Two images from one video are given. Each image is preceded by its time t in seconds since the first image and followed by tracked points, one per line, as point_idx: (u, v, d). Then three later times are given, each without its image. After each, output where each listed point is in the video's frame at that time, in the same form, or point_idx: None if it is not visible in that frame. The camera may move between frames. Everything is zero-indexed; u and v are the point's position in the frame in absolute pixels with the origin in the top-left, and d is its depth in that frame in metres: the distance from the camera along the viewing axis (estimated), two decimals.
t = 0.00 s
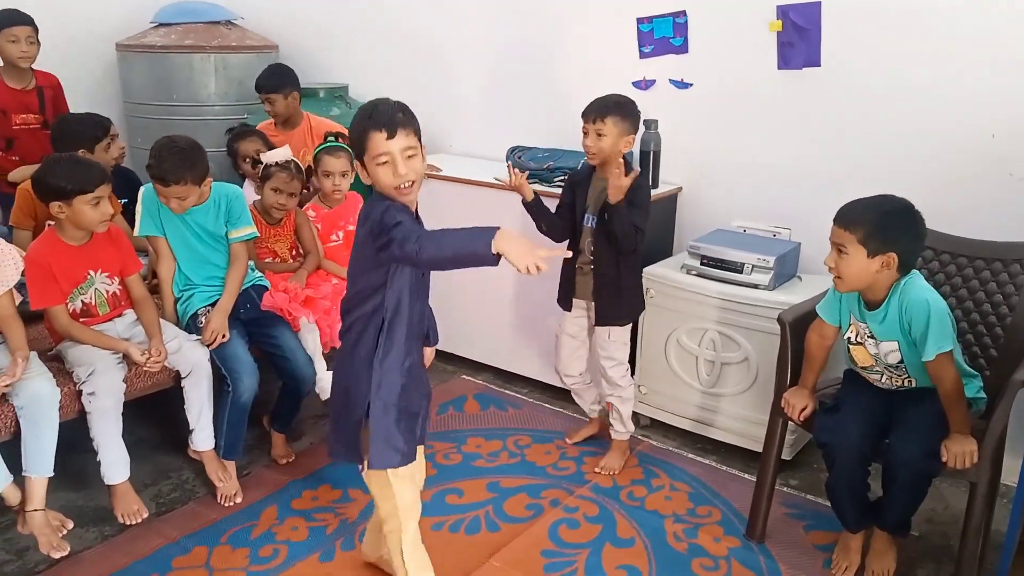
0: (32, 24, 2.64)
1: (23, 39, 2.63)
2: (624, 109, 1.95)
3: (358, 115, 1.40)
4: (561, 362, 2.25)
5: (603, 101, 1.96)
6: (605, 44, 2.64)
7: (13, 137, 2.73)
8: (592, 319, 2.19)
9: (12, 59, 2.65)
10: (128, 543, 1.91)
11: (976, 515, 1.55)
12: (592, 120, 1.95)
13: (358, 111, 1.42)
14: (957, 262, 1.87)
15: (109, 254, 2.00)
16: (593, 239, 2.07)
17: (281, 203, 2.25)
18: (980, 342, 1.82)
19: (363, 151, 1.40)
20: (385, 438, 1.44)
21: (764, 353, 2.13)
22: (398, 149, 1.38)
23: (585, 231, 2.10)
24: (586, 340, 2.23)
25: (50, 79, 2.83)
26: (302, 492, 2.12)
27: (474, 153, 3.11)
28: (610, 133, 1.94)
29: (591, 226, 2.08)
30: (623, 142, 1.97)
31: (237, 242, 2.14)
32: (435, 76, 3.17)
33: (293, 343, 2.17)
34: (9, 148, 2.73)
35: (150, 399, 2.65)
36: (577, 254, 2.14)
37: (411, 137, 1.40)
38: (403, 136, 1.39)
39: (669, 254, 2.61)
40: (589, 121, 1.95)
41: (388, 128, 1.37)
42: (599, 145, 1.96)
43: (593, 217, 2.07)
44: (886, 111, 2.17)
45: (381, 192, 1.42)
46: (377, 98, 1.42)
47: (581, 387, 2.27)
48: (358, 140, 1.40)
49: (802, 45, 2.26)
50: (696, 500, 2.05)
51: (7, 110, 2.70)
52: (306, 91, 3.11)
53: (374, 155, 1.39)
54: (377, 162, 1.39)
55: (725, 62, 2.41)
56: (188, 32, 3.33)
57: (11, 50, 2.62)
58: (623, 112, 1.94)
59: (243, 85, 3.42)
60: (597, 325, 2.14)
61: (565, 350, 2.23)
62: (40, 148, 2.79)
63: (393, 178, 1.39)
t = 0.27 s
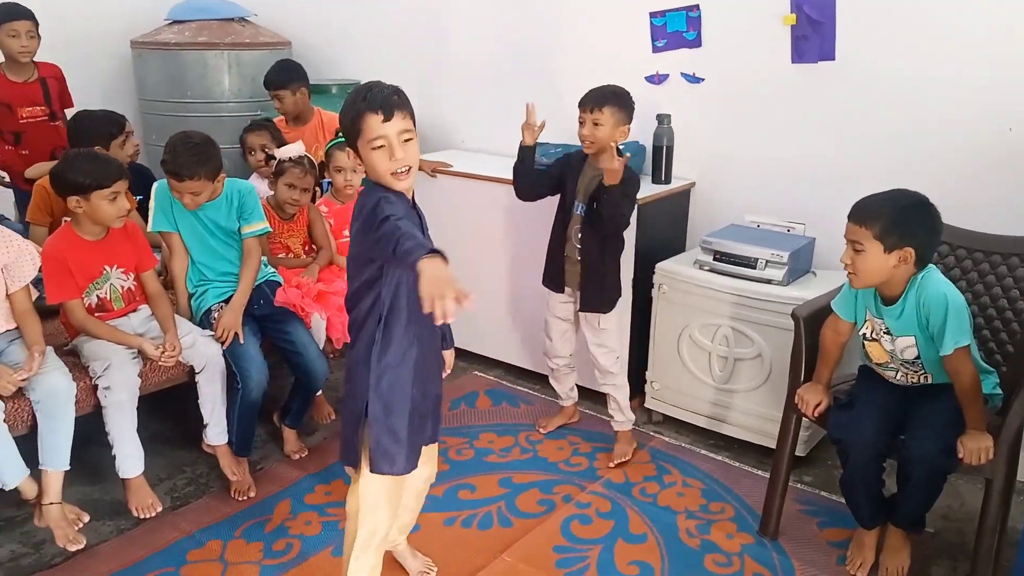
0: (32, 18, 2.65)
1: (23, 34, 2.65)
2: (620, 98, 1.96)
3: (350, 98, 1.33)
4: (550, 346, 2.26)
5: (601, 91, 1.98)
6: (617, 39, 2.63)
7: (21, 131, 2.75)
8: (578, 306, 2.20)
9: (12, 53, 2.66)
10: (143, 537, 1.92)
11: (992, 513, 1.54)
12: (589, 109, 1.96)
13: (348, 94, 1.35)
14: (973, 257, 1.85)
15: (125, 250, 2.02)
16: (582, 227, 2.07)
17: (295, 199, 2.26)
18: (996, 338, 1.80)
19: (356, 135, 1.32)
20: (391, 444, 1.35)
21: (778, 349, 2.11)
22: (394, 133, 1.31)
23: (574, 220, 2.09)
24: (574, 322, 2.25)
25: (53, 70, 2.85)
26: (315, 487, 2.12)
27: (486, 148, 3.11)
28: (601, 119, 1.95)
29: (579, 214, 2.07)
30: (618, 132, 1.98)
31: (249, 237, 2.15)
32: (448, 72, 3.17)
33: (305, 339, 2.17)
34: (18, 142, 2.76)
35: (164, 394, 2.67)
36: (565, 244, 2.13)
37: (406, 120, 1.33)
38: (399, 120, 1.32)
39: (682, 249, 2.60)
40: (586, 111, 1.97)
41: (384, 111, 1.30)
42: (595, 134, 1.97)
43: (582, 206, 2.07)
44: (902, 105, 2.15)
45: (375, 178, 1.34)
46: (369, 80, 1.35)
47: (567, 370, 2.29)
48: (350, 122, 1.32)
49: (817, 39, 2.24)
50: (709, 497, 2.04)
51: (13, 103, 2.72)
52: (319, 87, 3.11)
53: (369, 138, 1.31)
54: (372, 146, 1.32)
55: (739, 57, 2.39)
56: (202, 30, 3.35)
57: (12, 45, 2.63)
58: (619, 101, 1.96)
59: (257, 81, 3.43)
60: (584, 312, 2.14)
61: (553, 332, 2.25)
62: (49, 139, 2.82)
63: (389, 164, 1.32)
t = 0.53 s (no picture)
0: (52, 12, 2.66)
1: (44, 27, 2.66)
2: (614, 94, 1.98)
3: (342, 117, 1.25)
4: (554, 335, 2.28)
5: (597, 84, 1.98)
6: (628, 33, 2.61)
7: (38, 123, 2.76)
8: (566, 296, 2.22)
9: (33, 46, 2.67)
10: (152, 533, 1.92)
11: (1006, 512, 1.52)
12: (585, 105, 1.96)
13: (339, 112, 1.26)
14: (987, 253, 1.82)
15: (135, 247, 2.02)
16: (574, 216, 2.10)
17: (303, 194, 2.25)
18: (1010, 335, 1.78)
19: (346, 156, 1.25)
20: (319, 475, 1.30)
21: (790, 345, 2.09)
22: (388, 157, 1.25)
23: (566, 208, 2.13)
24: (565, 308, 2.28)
25: (68, 65, 2.86)
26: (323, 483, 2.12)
27: (495, 144, 3.10)
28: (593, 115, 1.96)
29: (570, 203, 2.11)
30: (612, 127, 2.00)
31: (259, 233, 2.14)
32: (457, 67, 3.16)
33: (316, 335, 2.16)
34: (35, 134, 2.77)
35: (174, 389, 2.68)
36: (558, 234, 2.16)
37: (400, 143, 1.27)
38: (393, 143, 1.25)
39: (692, 245, 2.58)
40: (581, 107, 1.97)
41: (379, 134, 1.23)
42: (590, 130, 1.98)
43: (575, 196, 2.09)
44: (916, 99, 2.12)
45: (364, 202, 1.27)
46: (363, 97, 1.27)
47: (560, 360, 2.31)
48: (340, 143, 1.24)
49: (829, 32, 2.21)
50: (718, 494, 2.02)
51: (30, 94, 2.72)
52: (328, 82, 3.11)
53: (361, 160, 1.24)
54: (363, 169, 1.25)
55: (750, 51, 2.37)
56: (211, 25, 3.34)
57: (32, 38, 2.64)
58: (614, 96, 1.97)
59: (266, 77, 3.43)
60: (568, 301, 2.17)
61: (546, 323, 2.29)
62: (65, 132, 2.83)
63: (380, 189, 1.25)
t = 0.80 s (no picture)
0: (99, 11, 2.73)
1: (92, 26, 2.73)
2: (619, 85, 1.98)
3: (340, 121, 1.17)
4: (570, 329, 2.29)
5: (603, 76, 1.98)
6: (637, 28, 2.61)
7: (71, 112, 2.79)
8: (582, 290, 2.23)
9: (81, 43, 2.75)
10: (164, 524, 1.94)
11: (1015, 506, 1.51)
12: (593, 96, 1.97)
13: (338, 115, 1.18)
14: (997, 247, 1.82)
15: (150, 241, 2.04)
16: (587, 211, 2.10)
17: (314, 188, 2.27)
18: (1021, 329, 1.77)
19: (347, 161, 1.17)
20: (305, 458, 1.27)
21: (799, 339, 2.09)
22: (391, 163, 1.17)
23: (579, 203, 2.14)
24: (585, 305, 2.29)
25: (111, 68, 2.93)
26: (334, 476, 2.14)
27: (504, 139, 3.11)
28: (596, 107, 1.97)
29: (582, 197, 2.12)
30: (620, 117, 2.00)
31: (270, 228, 2.15)
32: (466, 63, 3.17)
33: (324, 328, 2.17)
34: (67, 122, 2.80)
35: (186, 382, 2.70)
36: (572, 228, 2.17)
37: (403, 149, 1.19)
38: (397, 149, 1.18)
39: (701, 240, 2.59)
40: (590, 97, 1.97)
41: (382, 140, 1.16)
42: (600, 120, 1.98)
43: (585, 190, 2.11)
44: (926, 93, 2.12)
45: (365, 210, 1.19)
46: (363, 100, 1.20)
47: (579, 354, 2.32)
48: (340, 148, 1.17)
49: (838, 26, 2.21)
50: (727, 488, 2.03)
51: (69, 84, 2.77)
52: (337, 78, 3.12)
53: (363, 167, 1.16)
54: (365, 175, 1.16)
55: (759, 46, 2.37)
56: (222, 22, 3.37)
57: (82, 36, 2.72)
58: (620, 86, 1.98)
59: (276, 73, 3.45)
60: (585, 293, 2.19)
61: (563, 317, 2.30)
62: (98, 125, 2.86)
63: (383, 196, 1.17)
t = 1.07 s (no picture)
0: (120, 10, 2.74)
1: (113, 26, 2.74)
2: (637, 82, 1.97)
3: (340, 122, 1.17)
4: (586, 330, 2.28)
5: (618, 74, 1.97)
6: (645, 24, 2.60)
7: (87, 106, 2.81)
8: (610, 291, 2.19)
9: (102, 42, 2.76)
10: (174, 520, 1.95)
11: None
12: (613, 94, 1.95)
13: (337, 115, 1.18)
14: (1006, 243, 1.81)
15: (158, 237, 2.05)
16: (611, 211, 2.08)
17: (322, 185, 2.27)
18: None
19: (349, 160, 1.18)
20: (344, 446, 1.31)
21: (807, 336, 2.09)
22: (393, 161, 1.18)
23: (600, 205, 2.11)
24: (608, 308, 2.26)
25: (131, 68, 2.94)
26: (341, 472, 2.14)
27: (512, 136, 3.11)
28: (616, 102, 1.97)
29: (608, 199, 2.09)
30: (639, 115, 1.99)
31: (276, 225, 2.16)
32: (473, 59, 3.16)
33: (333, 325, 2.17)
34: (82, 116, 2.81)
35: (194, 379, 2.71)
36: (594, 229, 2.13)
37: (405, 145, 1.19)
38: (399, 147, 1.18)
39: (708, 236, 2.58)
40: (610, 96, 1.96)
41: (384, 139, 1.16)
42: (621, 118, 1.97)
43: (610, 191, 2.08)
44: (935, 89, 2.11)
45: (370, 207, 1.21)
46: (360, 98, 1.19)
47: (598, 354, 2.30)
48: (342, 149, 1.17)
49: (847, 22, 2.20)
50: (734, 485, 2.02)
51: (90, 78, 2.79)
52: (345, 75, 3.13)
53: (365, 165, 1.17)
54: (367, 174, 1.17)
55: (768, 41, 2.36)
56: (230, 20, 3.37)
57: (103, 35, 2.73)
58: (637, 83, 1.97)
59: (284, 71, 3.46)
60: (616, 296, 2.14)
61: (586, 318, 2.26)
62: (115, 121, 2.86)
63: (387, 193, 1.18)
